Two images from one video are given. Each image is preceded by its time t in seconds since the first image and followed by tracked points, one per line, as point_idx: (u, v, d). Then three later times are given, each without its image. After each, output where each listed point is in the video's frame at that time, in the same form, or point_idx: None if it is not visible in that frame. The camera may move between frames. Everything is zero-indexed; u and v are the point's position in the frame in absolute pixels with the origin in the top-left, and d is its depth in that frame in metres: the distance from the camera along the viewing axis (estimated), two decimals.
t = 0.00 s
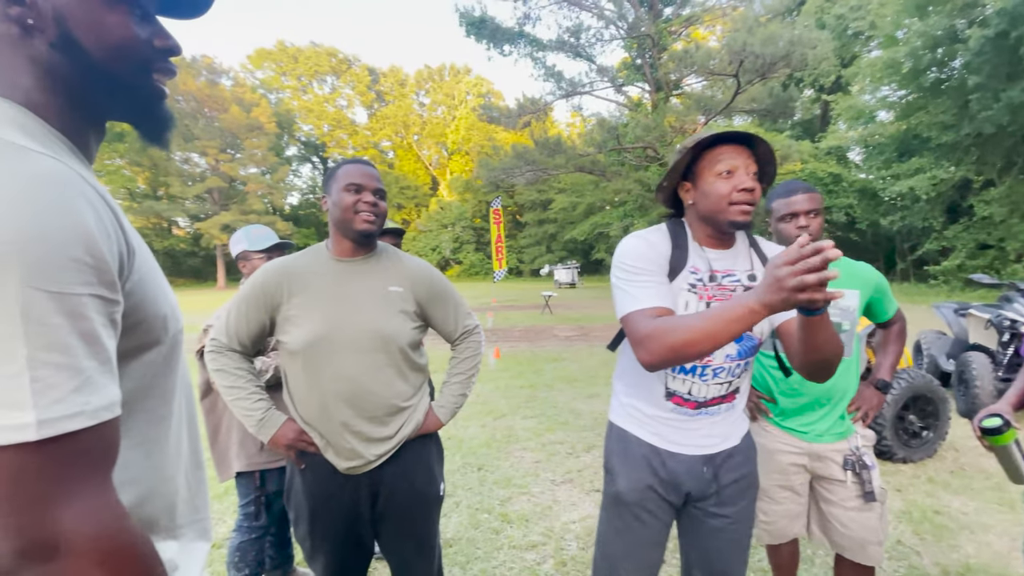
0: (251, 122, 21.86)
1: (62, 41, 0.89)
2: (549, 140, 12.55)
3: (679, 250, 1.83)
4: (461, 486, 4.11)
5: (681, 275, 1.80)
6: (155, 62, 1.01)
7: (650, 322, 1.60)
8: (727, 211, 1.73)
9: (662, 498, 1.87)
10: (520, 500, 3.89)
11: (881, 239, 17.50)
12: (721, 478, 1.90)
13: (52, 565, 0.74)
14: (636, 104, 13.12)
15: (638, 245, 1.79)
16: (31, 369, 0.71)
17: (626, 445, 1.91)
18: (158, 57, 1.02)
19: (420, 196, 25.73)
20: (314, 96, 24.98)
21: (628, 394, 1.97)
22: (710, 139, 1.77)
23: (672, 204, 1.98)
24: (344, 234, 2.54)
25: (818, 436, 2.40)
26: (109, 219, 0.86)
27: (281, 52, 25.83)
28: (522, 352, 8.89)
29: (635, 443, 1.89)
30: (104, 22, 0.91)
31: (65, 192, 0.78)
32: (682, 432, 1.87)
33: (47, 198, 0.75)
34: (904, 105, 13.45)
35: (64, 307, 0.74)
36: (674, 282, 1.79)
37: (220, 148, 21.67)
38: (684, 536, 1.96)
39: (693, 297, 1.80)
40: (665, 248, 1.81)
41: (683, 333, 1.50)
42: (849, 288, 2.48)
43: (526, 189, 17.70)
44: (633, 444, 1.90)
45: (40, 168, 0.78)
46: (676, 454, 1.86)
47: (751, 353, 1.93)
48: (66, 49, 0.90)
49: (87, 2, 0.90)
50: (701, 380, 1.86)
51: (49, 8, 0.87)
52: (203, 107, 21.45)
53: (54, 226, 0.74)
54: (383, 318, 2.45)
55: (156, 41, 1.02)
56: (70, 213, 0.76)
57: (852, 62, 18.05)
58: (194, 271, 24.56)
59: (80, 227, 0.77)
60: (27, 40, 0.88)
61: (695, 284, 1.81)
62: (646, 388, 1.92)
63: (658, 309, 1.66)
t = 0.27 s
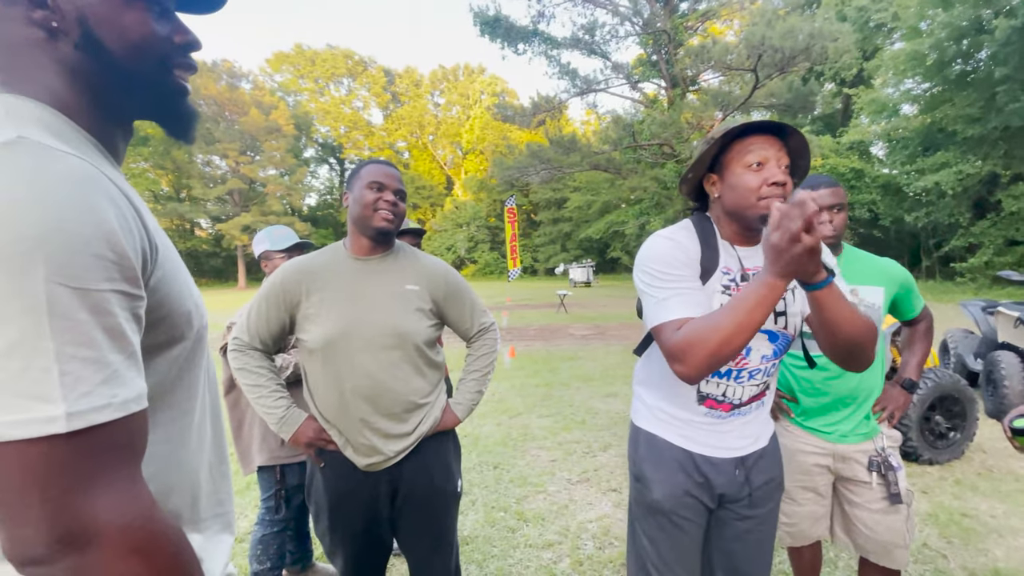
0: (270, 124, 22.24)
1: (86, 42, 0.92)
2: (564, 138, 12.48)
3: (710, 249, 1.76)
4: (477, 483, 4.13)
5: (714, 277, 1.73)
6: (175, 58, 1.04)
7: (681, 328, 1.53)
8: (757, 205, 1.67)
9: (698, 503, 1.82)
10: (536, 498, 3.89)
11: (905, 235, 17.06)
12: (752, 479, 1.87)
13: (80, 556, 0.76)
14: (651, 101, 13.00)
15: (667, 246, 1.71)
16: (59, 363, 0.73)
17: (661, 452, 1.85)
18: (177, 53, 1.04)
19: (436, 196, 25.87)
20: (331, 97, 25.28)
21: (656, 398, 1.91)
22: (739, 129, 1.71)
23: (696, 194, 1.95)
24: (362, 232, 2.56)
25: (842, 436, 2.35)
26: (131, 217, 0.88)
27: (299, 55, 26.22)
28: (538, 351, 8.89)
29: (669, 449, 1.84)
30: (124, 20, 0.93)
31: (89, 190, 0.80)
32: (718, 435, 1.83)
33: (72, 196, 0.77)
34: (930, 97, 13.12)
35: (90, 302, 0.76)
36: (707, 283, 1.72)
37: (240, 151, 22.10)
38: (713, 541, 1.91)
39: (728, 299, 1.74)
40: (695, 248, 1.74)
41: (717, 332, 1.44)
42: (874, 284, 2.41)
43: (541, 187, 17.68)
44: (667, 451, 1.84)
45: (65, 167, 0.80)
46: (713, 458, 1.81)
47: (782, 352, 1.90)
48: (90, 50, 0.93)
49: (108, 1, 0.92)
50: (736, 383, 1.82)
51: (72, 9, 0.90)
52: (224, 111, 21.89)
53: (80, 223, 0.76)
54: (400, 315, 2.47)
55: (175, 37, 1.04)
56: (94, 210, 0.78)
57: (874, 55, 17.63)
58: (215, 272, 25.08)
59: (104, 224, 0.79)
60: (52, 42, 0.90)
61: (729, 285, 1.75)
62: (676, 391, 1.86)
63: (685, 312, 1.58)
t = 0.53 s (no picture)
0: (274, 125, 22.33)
1: (90, 40, 0.92)
2: (567, 136, 12.44)
3: (711, 247, 1.73)
4: (481, 481, 4.13)
5: (721, 277, 1.71)
6: (177, 54, 1.04)
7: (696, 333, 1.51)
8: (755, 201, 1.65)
9: (721, 507, 1.78)
10: (541, 496, 3.89)
11: (912, 232, 16.93)
12: (765, 475, 1.85)
13: (80, 548, 0.77)
14: (655, 98, 12.95)
15: (671, 250, 1.66)
16: (60, 356, 0.74)
17: (686, 465, 1.78)
18: (180, 49, 1.05)
19: (439, 195, 25.88)
20: (334, 98, 25.34)
21: (673, 405, 1.83)
22: (742, 120, 1.68)
23: (694, 186, 1.94)
24: (366, 229, 2.57)
25: (847, 434, 2.34)
26: (134, 213, 0.88)
27: (302, 56, 26.30)
28: (542, 350, 8.88)
29: (691, 458, 1.78)
30: (127, 16, 0.93)
31: (92, 186, 0.81)
32: (735, 437, 1.80)
33: (75, 191, 0.78)
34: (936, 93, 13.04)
35: (91, 297, 0.76)
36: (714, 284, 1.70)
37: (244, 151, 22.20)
38: (731, 547, 1.86)
39: (737, 298, 1.72)
40: (698, 249, 1.70)
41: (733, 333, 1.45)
42: (879, 280, 2.39)
43: (544, 186, 17.66)
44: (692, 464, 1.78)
45: (71, 164, 0.81)
46: (730, 460, 1.78)
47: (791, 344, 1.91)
48: (94, 48, 0.93)
49: None
50: (752, 382, 1.80)
51: (75, 8, 0.90)
52: (228, 112, 22.00)
53: (82, 218, 0.77)
54: (404, 313, 2.48)
55: (178, 33, 1.04)
56: (95, 205, 0.79)
57: (879, 50, 17.50)
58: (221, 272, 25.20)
59: (106, 219, 0.80)
60: (56, 40, 0.91)
61: (736, 283, 1.74)
62: (695, 397, 1.80)
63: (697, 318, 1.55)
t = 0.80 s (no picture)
0: (266, 124, 22.18)
1: (80, 38, 0.91)
2: (560, 136, 12.41)
3: (692, 242, 1.73)
4: (475, 480, 4.13)
5: (704, 273, 1.72)
6: (168, 54, 1.03)
7: (667, 325, 1.46)
8: (733, 193, 1.66)
9: (714, 513, 1.78)
10: (534, 494, 3.90)
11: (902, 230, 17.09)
12: (758, 472, 1.88)
13: (62, 544, 0.76)
14: (647, 98, 12.97)
15: (653, 248, 1.65)
16: (43, 353, 0.73)
17: (676, 472, 1.77)
18: (170, 48, 1.03)
19: (432, 195, 25.80)
20: (326, 96, 25.17)
21: (663, 407, 1.81)
22: (717, 113, 1.69)
23: (670, 180, 1.94)
24: (358, 227, 2.56)
25: (835, 429, 2.36)
26: (120, 211, 0.88)
27: (294, 54, 26.13)
28: (536, 348, 8.89)
29: (680, 462, 1.76)
30: (118, 15, 0.92)
31: (78, 182, 0.80)
32: (727, 437, 1.80)
33: (60, 187, 0.78)
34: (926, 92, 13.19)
35: (74, 295, 0.76)
36: (697, 279, 1.71)
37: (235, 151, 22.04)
38: (725, 551, 1.86)
39: (720, 293, 1.74)
40: (679, 246, 1.70)
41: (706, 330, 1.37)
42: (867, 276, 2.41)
43: (537, 185, 17.64)
44: (684, 472, 1.76)
45: (59, 161, 0.81)
46: (721, 461, 1.78)
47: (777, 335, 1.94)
48: (85, 47, 0.92)
49: None
50: (742, 378, 1.81)
51: (65, 6, 0.89)
52: (219, 111, 21.83)
53: (66, 215, 0.76)
54: (398, 310, 2.47)
55: (168, 33, 1.03)
56: (80, 202, 0.78)
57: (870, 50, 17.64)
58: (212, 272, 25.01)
59: (91, 217, 0.79)
60: (47, 39, 0.90)
61: (719, 279, 1.76)
62: (687, 399, 1.78)
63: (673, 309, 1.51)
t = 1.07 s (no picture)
0: (247, 122, 21.82)
1: (63, 39, 0.92)
2: (545, 136, 12.43)
3: (662, 240, 1.73)
4: (460, 480, 4.13)
5: (676, 270, 1.73)
6: (150, 55, 1.03)
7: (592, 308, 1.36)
8: (709, 190, 1.69)
9: (692, 513, 1.82)
10: (520, 493, 3.90)
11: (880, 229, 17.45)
12: (732, 467, 1.94)
13: (28, 546, 0.74)
14: (631, 98, 13.05)
15: (622, 245, 1.60)
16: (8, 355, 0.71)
17: (657, 475, 1.77)
18: (152, 49, 1.03)
19: (418, 194, 25.66)
20: (309, 94, 24.84)
21: (642, 408, 1.80)
22: (692, 110, 1.70)
23: (641, 179, 1.96)
24: (341, 226, 2.54)
25: (813, 423, 2.41)
26: (92, 211, 0.86)
27: (276, 52, 25.77)
28: (522, 347, 8.91)
29: (660, 464, 1.77)
30: (100, 15, 0.93)
31: (48, 183, 0.79)
32: (704, 435, 1.84)
33: (27, 186, 0.76)
34: (903, 94, 13.52)
35: (40, 295, 0.74)
36: (669, 276, 1.71)
37: (216, 149, 21.69)
38: (703, 548, 1.91)
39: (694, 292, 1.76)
40: (649, 243, 1.68)
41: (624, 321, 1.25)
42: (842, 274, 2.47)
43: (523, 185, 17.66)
44: (664, 474, 1.77)
45: (30, 159, 0.79)
46: (700, 461, 1.81)
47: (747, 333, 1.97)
48: (67, 47, 0.93)
49: None
50: (717, 376, 1.86)
51: (48, 7, 0.89)
52: (199, 109, 21.45)
53: (35, 214, 0.75)
54: (380, 309, 2.45)
55: (149, 34, 1.03)
56: (49, 201, 0.77)
57: (849, 52, 17.98)
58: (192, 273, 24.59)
59: (60, 217, 0.78)
60: (28, 38, 0.90)
61: (691, 277, 1.77)
62: (666, 399, 1.79)
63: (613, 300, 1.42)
